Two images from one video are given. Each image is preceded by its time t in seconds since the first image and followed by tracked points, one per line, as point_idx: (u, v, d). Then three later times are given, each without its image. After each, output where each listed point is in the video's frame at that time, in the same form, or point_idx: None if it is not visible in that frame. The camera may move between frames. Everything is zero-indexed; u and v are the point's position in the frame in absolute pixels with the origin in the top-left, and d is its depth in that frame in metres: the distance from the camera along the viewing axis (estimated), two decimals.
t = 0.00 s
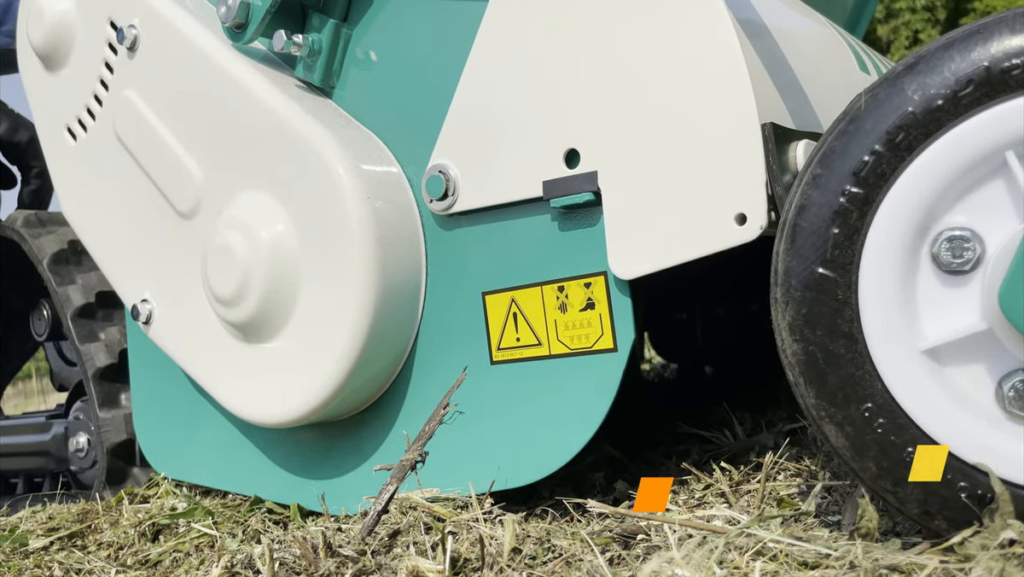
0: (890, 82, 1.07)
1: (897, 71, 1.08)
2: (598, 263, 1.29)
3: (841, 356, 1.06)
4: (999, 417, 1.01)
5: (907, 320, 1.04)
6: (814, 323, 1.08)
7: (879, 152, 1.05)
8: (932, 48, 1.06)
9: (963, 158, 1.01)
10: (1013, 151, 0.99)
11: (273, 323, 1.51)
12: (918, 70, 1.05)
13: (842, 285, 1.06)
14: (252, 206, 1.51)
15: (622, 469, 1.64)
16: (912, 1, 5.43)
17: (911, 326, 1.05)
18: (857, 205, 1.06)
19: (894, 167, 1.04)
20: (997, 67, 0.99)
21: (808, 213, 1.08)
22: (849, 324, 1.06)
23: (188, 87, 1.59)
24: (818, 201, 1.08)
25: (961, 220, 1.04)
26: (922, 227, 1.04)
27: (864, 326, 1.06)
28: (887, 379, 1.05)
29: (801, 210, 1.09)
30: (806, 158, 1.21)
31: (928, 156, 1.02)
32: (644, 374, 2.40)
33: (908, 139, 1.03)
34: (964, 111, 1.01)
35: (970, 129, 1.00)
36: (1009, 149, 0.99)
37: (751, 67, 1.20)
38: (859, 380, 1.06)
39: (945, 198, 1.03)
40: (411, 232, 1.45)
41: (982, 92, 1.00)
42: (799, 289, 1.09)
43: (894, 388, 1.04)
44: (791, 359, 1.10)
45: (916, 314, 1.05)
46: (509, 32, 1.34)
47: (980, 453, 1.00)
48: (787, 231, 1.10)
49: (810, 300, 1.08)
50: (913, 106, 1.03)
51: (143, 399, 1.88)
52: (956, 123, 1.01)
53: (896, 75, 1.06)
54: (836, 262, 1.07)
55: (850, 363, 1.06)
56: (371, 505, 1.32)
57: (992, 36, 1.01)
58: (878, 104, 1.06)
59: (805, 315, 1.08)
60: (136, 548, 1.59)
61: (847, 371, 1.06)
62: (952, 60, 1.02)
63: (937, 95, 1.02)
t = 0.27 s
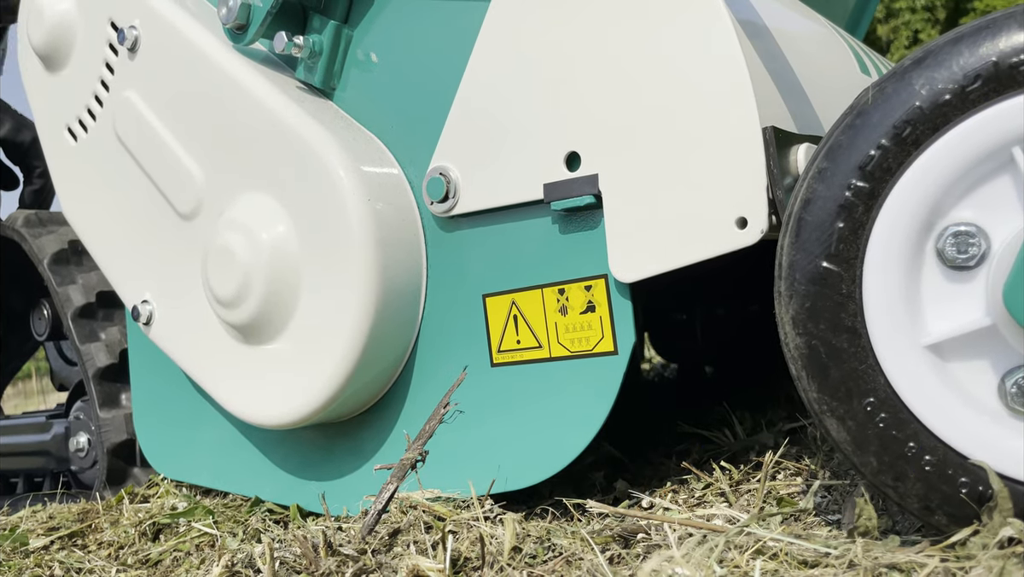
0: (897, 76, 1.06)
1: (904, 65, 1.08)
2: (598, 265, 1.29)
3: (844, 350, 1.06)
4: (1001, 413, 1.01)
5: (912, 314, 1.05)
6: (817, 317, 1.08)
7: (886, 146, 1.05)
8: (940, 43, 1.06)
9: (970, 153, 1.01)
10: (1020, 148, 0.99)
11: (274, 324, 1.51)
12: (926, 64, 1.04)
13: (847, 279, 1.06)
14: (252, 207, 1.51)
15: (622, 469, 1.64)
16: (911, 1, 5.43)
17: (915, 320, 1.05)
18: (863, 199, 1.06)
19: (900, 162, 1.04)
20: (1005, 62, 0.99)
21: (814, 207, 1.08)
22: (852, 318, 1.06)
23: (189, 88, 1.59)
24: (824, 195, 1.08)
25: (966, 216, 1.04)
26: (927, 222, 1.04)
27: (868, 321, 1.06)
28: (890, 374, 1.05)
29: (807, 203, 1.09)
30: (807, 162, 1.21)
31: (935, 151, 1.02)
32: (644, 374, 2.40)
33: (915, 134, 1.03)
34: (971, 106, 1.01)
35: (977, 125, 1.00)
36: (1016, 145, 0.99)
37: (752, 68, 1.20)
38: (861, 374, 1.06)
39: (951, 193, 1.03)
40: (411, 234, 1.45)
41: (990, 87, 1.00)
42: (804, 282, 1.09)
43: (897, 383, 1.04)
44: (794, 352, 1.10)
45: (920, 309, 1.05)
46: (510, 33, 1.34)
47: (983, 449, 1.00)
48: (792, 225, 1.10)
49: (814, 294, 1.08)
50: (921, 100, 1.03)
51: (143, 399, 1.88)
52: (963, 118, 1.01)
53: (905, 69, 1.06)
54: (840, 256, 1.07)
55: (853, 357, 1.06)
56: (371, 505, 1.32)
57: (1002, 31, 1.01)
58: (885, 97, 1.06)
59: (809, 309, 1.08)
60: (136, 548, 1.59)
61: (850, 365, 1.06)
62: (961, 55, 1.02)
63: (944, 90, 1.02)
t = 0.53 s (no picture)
0: (898, 75, 1.06)
1: (906, 65, 1.08)
2: (599, 266, 1.29)
3: (844, 348, 1.06)
4: (1000, 411, 1.01)
5: (912, 312, 1.04)
6: (818, 315, 1.08)
7: (886, 145, 1.05)
8: (941, 42, 1.06)
9: (971, 152, 1.01)
10: (1020, 147, 0.99)
11: (275, 324, 1.51)
12: (927, 64, 1.05)
13: (847, 277, 1.07)
14: (252, 208, 1.51)
15: (622, 468, 1.64)
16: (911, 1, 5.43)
17: (915, 319, 1.05)
18: (863, 198, 1.06)
19: (901, 161, 1.04)
20: (1006, 62, 0.99)
21: (814, 206, 1.08)
22: (852, 316, 1.06)
23: (189, 88, 1.59)
24: (825, 193, 1.08)
25: (967, 214, 1.04)
26: (927, 221, 1.04)
27: (868, 319, 1.06)
28: (890, 371, 1.05)
29: (808, 202, 1.09)
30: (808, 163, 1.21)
31: (935, 149, 1.02)
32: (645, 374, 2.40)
33: (915, 133, 1.03)
34: (972, 106, 1.01)
35: (978, 124, 1.00)
36: (1016, 144, 0.99)
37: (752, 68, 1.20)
38: (861, 372, 1.06)
39: (951, 192, 1.03)
40: (412, 234, 1.45)
41: (991, 86, 1.00)
42: (805, 280, 1.09)
43: (896, 381, 1.04)
44: (794, 349, 1.10)
45: (919, 307, 1.05)
46: (509, 33, 1.34)
47: (984, 448, 1.00)
48: (793, 223, 1.10)
49: (814, 292, 1.08)
50: (921, 99, 1.03)
51: (143, 400, 1.89)
52: (963, 117, 1.01)
53: (906, 68, 1.06)
54: (841, 254, 1.07)
55: (853, 355, 1.06)
56: (371, 504, 1.33)
57: (1002, 31, 1.01)
58: (886, 96, 1.06)
59: (809, 306, 1.08)
60: (136, 548, 1.59)
61: (850, 363, 1.06)
62: (961, 55, 1.02)
63: (945, 89, 1.02)
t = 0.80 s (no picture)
0: (901, 74, 1.06)
1: (909, 64, 1.08)
2: (599, 268, 1.29)
3: (845, 347, 1.06)
4: (1000, 411, 1.01)
5: (913, 311, 1.04)
6: (818, 313, 1.08)
7: (889, 145, 1.04)
8: (944, 41, 1.06)
9: (973, 152, 1.00)
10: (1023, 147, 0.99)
11: (274, 326, 1.51)
12: (930, 63, 1.04)
13: (848, 276, 1.06)
14: (252, 208, 1.51)
15: (622, 469, 1.64)
16: None
17: (916, 318, 1.04)
18: (865, 197, 1.05)
19: (902, 160, 1.04)
20: (1009, 61, 0.99)
21: (816, 204, 1.08)
22: (853, 315, 1.06)
23: (188, 89, 1.59)
24: (827, 192, 1.08)
25: (969, 214, 1.03)
26: (929, 220, 1.04)
27: (869, 318, 1.06)
28: (890, 371, 1.04)
29: (810, 200, 1.09)
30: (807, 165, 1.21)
31: (938, 149, 1.02)
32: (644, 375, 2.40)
33: (918, 132, 1.03)
34: (974, 105, 1.01)
35: (981, 123, 1.00)
36: (1019, 143, 0.99)
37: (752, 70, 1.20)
38: (861, 371, 1.06)
39: (953, 192, 1.03)
40: (411, 235, 1.44)
41: (994, 86, 1.00)
42: (806, 279, 1.09)
43: (896, 380, 1.04)
44: (795, 348, 1.10)
45: (920, 307, 1.05)
46: (509, 34, 1.34)
47: (984, 448, 1.00)
48: (795, 222, 1.10)
49: (815, 291, 1.08)
50: (924, 99, 1.03)
51: (143, 400, 1.88)
52: (965, 116, 1.01)
53: (909, 67, 1.06)
54: (843, 253, 1.07)
55: (854, 354, 1.06)
56: (371, 505, 1.32)
57: (1005, 30, 1.00)
58: (889, 95, 1.06)
59: (810, 305, 1.08)
60: (135, 549, 1.59)
61: (851, 362, 1.06)
62: (964, 54, 1.02)
63: (947, 89, 1.02)
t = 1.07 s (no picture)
0: (903, 72, 1.06)
1: (911, 62, 1.08)
2: (598, 269, 1.29)
3: (845, 344, 1.06)
4: (1000, 409, 1.01)
5: (913, 308, 1.04)
6: (819, 310, 1.08)
7: (890, 142, 1.05)
8: (946, 40, 1.06)
9: (975, 150, 1.00)
10: None
11: (273, 327, 1.51)
12: (932, 61, 1.04)
13: (848, 274, 1.07)
14: (252, 208, 1.51)
15: (621, 468, 1.64)
16: None
17: (916, 315, 1.04)
18: (866, 195, 1.05)
19: (903, 158, 1.04)
20: (1011, 59, 0.99)
21: (817, 202, 1.08)
22: (853, 313, 1.06)
23: (187, 89, 1.59)
24: (828, 189, 1.08)
25: (969, 211, 1.03)
26: (930, 217, 1.04)
27: (869, 315, 1.06)
28: (891, 368, 1.04)
29: (812, 197, 1.09)
30: (806, 167, 1.21)
31: (939, 147, 1.02)
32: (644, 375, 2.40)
33: (919, 130, 1.03)
34: (975, 104, 1.01)
35: (982, 121, 1.00)
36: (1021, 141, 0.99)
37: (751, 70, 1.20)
38: (861, 368, 1.06)
39: (954, 189, 1.03)
40: (410, 236, 1.45)
41: (995, 84, 1.00)
42: (806, 276, 1.09)
43: (896, 377, 1.04)
44: (795, 345, 1.10)
45: (921, 304, 1.05)
46: (507, 35, 1.34)
47: (984, 446, 1.00)
48: (796, 220, 1.10)
49: (815, 288, 1.08)
50: (925, 96, 1.03)
51: (142, 401, 1.88)
52: (967, 114, 1.01)
53: (911, 65, 1.06)
54: (843, 250, 1.07)
55: (854, 351, 1.06)
56: (370, 506, 1.32)
57: (1006, 29, 1.00)
58: (891, 93, 1.06)
59: (810, 302, 1.08)
60: (135, 549, 1.59)
61: (851, 359, 1.06)
62: (966, 52, 1.02)
63: (949, 87, 1.02)
